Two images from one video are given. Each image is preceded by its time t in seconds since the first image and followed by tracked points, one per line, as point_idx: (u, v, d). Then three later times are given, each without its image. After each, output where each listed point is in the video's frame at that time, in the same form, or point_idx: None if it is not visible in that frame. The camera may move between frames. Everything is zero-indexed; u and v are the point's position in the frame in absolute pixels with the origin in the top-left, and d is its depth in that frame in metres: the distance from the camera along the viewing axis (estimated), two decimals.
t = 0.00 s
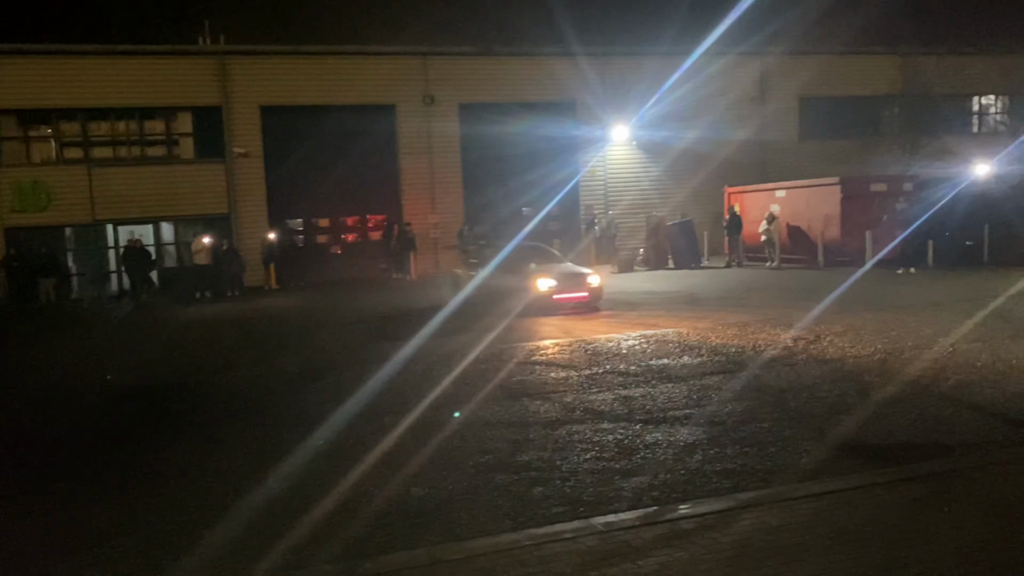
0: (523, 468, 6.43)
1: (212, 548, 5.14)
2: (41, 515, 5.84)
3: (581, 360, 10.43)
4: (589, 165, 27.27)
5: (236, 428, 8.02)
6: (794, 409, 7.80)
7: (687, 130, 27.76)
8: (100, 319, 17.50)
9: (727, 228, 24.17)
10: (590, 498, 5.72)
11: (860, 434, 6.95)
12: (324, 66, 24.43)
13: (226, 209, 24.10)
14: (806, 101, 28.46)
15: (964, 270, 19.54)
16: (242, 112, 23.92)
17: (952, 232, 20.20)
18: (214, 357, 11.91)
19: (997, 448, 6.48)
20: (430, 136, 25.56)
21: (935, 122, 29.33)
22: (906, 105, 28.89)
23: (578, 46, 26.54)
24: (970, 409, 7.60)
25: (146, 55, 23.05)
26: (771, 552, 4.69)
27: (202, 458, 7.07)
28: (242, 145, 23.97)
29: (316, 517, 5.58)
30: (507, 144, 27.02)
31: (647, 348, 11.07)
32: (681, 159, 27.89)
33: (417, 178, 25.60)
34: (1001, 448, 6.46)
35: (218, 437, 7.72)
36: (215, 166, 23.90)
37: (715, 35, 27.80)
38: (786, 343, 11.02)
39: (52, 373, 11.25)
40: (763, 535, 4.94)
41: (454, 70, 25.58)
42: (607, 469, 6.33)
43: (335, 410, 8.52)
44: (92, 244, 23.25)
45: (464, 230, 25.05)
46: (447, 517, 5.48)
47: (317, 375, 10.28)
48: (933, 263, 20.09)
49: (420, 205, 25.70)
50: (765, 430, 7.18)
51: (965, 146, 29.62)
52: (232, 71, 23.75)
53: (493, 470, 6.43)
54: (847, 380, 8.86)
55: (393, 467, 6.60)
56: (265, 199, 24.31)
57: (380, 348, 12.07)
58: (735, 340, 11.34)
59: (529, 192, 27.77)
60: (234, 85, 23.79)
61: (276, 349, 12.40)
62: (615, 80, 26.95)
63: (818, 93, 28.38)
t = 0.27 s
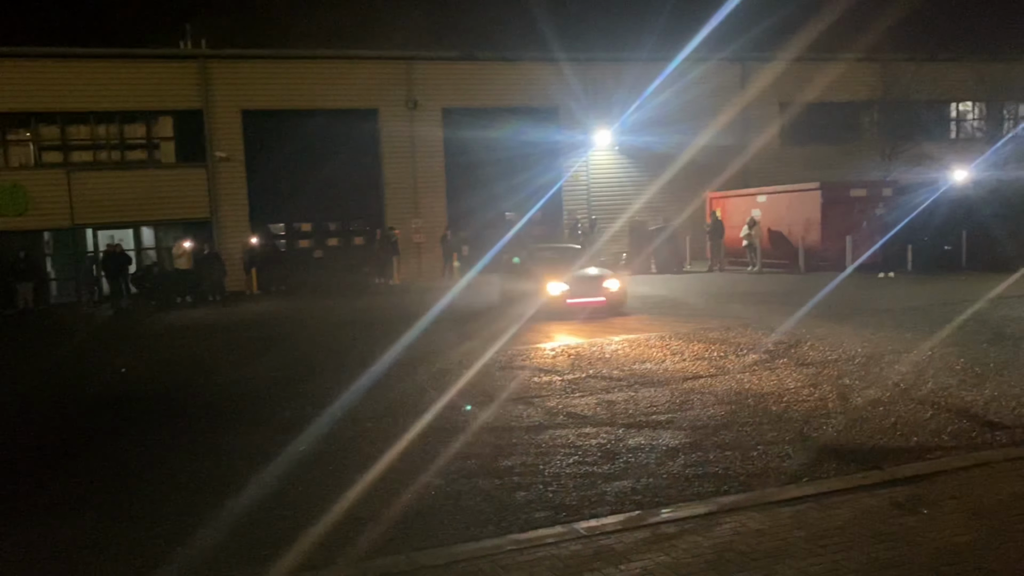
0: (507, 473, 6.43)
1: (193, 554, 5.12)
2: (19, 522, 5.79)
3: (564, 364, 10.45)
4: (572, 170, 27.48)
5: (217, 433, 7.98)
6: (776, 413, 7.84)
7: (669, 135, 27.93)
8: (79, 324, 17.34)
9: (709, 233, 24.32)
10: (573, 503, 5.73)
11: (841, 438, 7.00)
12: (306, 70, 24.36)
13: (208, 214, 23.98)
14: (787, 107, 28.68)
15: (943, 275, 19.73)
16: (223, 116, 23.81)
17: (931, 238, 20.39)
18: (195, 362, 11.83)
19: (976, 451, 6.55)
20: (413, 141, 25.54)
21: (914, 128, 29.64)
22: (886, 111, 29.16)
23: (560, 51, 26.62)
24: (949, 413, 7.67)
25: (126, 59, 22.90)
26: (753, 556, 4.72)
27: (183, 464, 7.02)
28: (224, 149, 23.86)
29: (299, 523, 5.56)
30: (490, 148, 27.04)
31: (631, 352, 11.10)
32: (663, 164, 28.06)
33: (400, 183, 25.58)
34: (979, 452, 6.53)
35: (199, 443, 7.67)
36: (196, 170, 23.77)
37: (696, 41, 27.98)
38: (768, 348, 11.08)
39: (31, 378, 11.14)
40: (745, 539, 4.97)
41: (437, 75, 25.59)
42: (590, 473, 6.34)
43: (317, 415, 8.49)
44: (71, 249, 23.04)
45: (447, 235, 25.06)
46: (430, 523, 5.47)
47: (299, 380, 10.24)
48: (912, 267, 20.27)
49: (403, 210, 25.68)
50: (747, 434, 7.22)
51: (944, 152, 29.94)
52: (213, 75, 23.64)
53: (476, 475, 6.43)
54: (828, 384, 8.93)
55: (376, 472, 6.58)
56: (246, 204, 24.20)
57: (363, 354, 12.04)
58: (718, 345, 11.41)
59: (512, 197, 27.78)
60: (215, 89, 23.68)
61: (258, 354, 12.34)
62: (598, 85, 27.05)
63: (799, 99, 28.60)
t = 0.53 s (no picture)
0: (491, 477, 6.42)
1: (174, 560, 5.08)
2: None
3: (549, 368, 10.44)
4: (557, 174, 27.46)
5: (199, 437, 7.93)
6: (759, 416, 7.87)
7: (654, 140, 28.01)
8: (60, 329, 17.14)
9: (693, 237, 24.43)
10: (556, 507, 5.73)
11: (823, 442, 7.03)
12: (290, 74, 24.29)
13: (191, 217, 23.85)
14: (771, 112, 28.85)
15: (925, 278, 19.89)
16: (207, 119, 23.71)
17: (914, 243, 20.52)
18: (177, 367, 11.75)
19: (956, 454, 6.60)
20: (398, 145, 25.51)
21: (896, 134, 29.90)
22: (868, 116, 29.37)
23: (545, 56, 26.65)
24: (930, 415, 7.74)
25: (109, 61, 22.73)
26: (735, 559, 4.73)
27: (164, 469, 6.98)
28: (207, 152, 23.75)
29: (281, 528, 5.53)
30: (474, 152, 27.38)
31: (615, 356, 11.11)
32: (647, 168, 28.13)
33: (385, 187, 25.53)
34: (959, 455, 6.59)
35: (179, 447, 7.62)
36: (179, 174, 23.64)
37: (679, 46, 28.10)
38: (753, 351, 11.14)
39: (10, 383, 11.01)
40: (727, 542, 4.98)
41: (421, 78, 25.56)
42: (574, 477, 6.34)
43: (301, 419, 8.46)
44: (52, 252, 22.84)
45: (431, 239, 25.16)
46: (411, 527, 5.45)
47: (283, 384, 10.19)
48: (895, 271, 20.42)
49: (388, 214, 25.63)
50: (730, 438, 7.23)
51: (926, 157, 30.21)
52: (196, 78, 23.53)
53: (460, 479, 6.41)
54: (811, 387, 8.97)
55: (361, 477, 6.56)
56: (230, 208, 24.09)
57: (347, 358, 11.99)
58: (702, 348, 11.44)
59: (497, 200, 28.14)
60: (198, 92, 23.55)
61: (240, 358, 12.27)
62: (582, 89, 27.08)
63: (782, 105, 28.80)
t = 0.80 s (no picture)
0: (478, 480, 6.42)
1: (159, 565, 5.06)
2: None
3: (536, 371, 10.46)
4: (545, 177, 27.57)
5: (185, 441, 7.91)
6: (745, 419, 7.92)
7: (641, 143, 28.09)
8: (44, 333, 16.98)
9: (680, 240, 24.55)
10: (543, 510, 5.74)
11: (808, 444, 7.08)
12: (277, 77, 24.24)
13: (177, 220, 23.75)
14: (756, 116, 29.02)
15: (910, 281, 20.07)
16: (193, 121, 23.63)
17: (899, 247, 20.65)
18: (163, 371, 11.68)
19: (939, 455, 6.67)
20: (385, 148, 25.50)
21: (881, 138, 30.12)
22: (853, 120, 29.60)
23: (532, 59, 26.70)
24: (914, 417, 7.81)
25: (94, 64, 22.62)
26: (721, 561, 4.75)
27: (149, 473, 6.94)
28: (193, 155, 23.66)
29: (267, 532, 5.51)
30: (462, 156, 27.17)
31: (603, 358, 11.15)
32: (635, 172, 28.22)
33: (372, 191, 25.51)
34: (943, 456, 6.65)
35: (164, 451, 7.58)
36: (165, 176, 23.55)
37: (666, 50, 28.22)
38: (740, 353, 11.23)
39: None
40: (713, 544, 4.99)
41: (408, 81, 25.56)
42: (561, 480, 6.35)
43: (287, 423, 8.44)
44: (36, 255, 22.67)
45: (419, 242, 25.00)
46: (398, 531, 5.44)
47: (270, 388, 10.15)
48: (880, 274, 20.57)
49: (376, 217, 25.61)
50: (717, 440, 7.27)
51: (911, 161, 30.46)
52: (182, 80, 23.44)
53: (447, 483, 6.41)
54: (796, 390, 9.03)
55: (348, 480, 6.55)
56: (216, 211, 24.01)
57: (334, 361, 11.97)
58: (689, 351, 11.49)
59: (484, 204, 27.85)
60: (184, 95, 23.47)
61: (226, 362, 12.20)
62: (569, 93, 27.16)
63: (767, 109, 28.98)
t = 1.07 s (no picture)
0: (468, 484, 6.41)
1: (145, 569, 5.02)
2: None
3: (526, 374, 10.46)
4: (534, 180, 27.40)
5: (173, 444, 7.88)
6: (734, 421, 7.93)
7: (630, 146, 28.12)
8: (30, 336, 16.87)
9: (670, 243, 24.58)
10: (532, 513, 5.73)
11: (797, 446, 7.10)
12: (267, 79, 24.19)
13: (165, 222, 23.66)
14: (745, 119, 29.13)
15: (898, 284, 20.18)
16: (182, 123, 23.54)
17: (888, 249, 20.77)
18: (150, 374, 11.62)
19: (928, 457, 6.69)
20: (375, 151, 25.49)
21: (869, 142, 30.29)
22: (841, 123, 29.74)
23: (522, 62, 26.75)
24: (903, 420, 7.84)
25: (82, 66, 22.54)
26: (711, 564, 4.75)
27: (136, 477, 6.90)
28: (182, 157, 23.58)
29: (255, 536, 5.49)
30: (452, 159, 26.98)
31: (593, 361, 11.15)
32: (625, 175, 28.23)
33: (362, 193, 25.48)
34: (930, 458, 6.67)
35: (151, 455, 7.55)
36: (154, 179, 23.46)
37: (655, 54, 28.28)
38: (729, 356, 11.26)
39: None
40: (703, 547, 5.00)
41: (398, 84, 25.54)
42: (551, 483, 6.35)
43: (276, 426, 8.41)
44: (23, 258, 22.54)
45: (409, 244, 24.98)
46: (386, 535, 5.42)
47: (258, 392, 10.10)
48: (869, 277, 20.66)
49: (366, 220, 25.58)
50: (706, 443, 7.28)
51: (899, 164, 30.64)
52: (171, 82, 23.36)
53: (436, 486, 6.40)
54: (785, 392, 9.07)
55: (336, 484, 6.53)
56: (205, 213, 23.92)
57: (323, 364, 11.95)
58: (679, 353, 11.52)
59: (474, 206, 27.68)
60: (173, 97, 23.38)
61: (214, 365, 12.16)
62: (559, 96, 27.23)
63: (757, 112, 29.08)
